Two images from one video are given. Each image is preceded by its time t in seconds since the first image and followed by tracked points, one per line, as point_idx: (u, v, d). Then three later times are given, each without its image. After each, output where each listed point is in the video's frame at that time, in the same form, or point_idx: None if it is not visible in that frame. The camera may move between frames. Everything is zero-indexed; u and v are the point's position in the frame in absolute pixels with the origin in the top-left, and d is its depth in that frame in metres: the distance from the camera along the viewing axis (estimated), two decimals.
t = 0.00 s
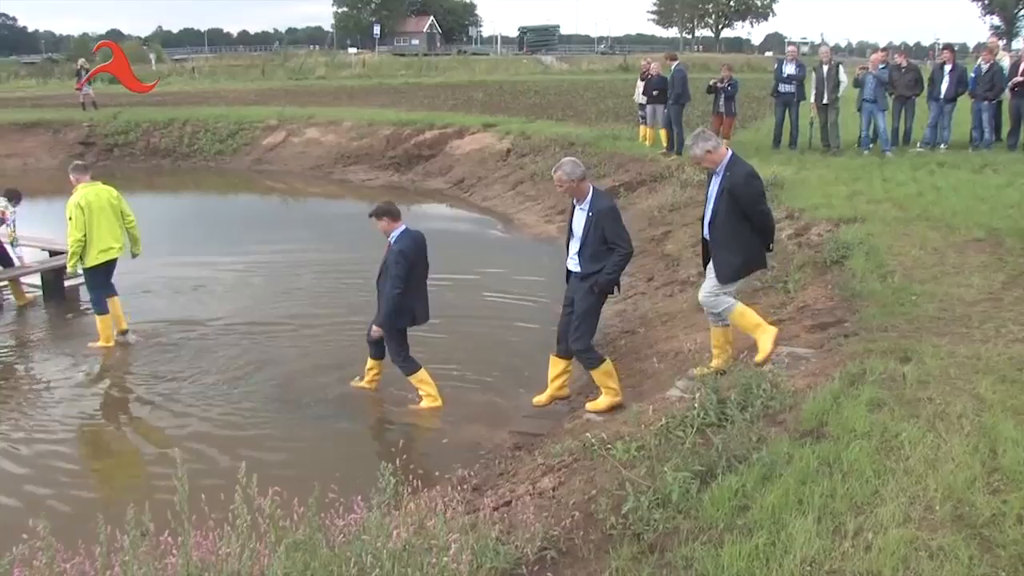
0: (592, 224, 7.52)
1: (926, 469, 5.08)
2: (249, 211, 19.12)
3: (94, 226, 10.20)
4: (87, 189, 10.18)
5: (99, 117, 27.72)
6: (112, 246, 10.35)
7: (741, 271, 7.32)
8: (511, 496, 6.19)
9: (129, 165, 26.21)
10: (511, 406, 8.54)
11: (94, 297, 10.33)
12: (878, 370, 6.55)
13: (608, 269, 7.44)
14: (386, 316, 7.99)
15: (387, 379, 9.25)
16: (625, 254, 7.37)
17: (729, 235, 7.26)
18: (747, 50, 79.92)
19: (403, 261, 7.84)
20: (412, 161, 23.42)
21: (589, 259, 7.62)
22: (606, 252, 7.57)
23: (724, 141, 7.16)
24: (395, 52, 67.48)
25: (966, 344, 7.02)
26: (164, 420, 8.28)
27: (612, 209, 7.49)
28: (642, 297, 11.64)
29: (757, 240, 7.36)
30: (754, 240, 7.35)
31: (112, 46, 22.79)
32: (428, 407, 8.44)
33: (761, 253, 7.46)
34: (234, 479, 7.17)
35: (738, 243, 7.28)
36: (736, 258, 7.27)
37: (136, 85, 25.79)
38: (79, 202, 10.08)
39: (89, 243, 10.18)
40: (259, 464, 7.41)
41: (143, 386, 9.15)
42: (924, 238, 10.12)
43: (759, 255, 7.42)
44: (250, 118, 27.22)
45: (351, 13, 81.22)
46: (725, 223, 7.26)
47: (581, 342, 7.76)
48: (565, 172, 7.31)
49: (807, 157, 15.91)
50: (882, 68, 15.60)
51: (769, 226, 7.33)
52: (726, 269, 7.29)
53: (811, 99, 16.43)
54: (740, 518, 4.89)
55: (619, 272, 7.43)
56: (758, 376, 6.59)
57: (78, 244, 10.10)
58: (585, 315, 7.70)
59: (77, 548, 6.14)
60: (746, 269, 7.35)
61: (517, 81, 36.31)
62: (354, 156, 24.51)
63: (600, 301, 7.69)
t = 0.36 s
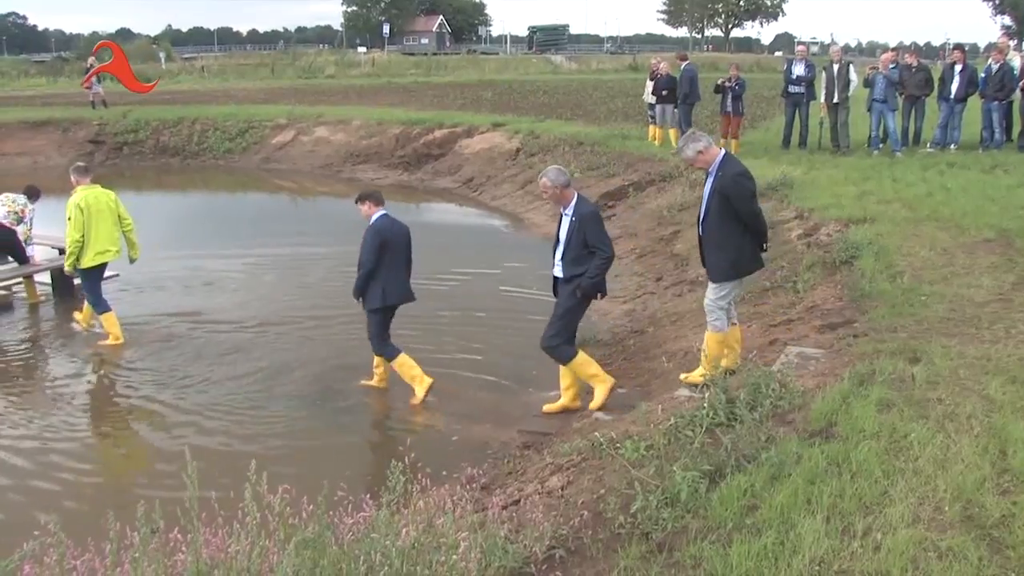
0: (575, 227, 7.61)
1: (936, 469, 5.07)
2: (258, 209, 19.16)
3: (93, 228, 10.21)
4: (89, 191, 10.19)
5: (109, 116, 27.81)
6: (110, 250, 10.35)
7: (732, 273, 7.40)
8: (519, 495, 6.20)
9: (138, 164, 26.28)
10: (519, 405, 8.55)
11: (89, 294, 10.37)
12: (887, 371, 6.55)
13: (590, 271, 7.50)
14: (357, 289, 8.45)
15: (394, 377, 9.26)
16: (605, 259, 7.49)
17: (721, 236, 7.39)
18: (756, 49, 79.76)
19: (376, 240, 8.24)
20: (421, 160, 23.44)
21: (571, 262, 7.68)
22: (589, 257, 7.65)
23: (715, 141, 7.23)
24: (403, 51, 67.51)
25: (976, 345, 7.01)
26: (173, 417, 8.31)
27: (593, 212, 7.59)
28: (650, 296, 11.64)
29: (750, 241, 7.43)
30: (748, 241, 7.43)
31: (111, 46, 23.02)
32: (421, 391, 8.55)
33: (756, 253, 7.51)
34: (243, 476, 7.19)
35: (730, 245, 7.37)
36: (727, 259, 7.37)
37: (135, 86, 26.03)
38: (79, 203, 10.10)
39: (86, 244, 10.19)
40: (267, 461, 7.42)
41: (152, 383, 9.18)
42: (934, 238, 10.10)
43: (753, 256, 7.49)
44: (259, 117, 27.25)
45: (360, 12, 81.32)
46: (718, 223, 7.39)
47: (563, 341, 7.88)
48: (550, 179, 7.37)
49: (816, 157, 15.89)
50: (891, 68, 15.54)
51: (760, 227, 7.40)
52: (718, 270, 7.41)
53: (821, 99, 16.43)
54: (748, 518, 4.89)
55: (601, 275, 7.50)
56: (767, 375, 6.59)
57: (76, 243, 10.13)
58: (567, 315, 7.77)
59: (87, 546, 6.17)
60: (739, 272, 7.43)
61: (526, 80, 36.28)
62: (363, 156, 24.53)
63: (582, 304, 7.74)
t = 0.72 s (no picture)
0: (562, 226, 7.65)
1: (943, 470, 5.06)
2: (265, 207, 19.19)
3: (83, 214, 10.61)
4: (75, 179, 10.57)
5: (116, 114, 27.89)
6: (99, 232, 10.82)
7: (720, 280, 7.46)
8: (525, 494, 6.20)
9: (145, 162, 26.33)
10: (526, 405, 8.56)
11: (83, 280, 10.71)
12: (894, 371, 6.54)
13: (574, 270, 7.55)
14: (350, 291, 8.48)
15: (401, 376, 9.28)
16: (590, 258, 7.50)
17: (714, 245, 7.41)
18: (763, 49, 79.64)
19: (365, 234, 8.37)
20: (428, 159, 23.45)
21: (557, 260, 7.75)
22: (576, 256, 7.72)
23: (711, 149, 7.32)
24: (410, 51, 67.50)
25: (983, 346, 6.99)
26: (181, 414, 8.33)
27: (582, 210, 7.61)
28: (657, 296, 11.64)
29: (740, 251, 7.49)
30: (739, 251, 7.48)
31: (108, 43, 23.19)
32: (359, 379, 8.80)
33: (744, 260, 7.56)
34: (249, 473, 7.21)
35: (719, 252, 7.42)
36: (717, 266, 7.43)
37: (135, 86, 26.27)
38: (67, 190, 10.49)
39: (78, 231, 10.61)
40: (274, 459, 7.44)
41: (159, 380, 9.21)
42: (941, 239, 10.08)
43: (741, 263, 7.54)
44: (267, 116, 27.29)
45: (367, 11, 81.37)
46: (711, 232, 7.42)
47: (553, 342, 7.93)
48: (542, 176, 7.45)
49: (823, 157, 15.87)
50: (899, 68, 15.55)
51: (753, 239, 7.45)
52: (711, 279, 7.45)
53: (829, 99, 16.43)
54: (754, 518, 4.89)
55: (586, 274, 7.53)
56: (773, 375, 6.59)
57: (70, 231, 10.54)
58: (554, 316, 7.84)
59: (94, 542, 6.19)
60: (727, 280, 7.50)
61: (533, 80, 36.25)
62: (370, 155, 24.55)
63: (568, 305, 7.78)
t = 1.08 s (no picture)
0: (556, 234, 7.66)
1: (951, 473, 5.05)
2: (272, 210, 19.23)
3: (81, 210, 10.97)
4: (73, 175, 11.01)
5: (124, 117, 27.97)
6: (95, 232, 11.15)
7: (711, 294, 7.50)
8: (533, 497, 6.21)
9: (153, 165, 26.40)
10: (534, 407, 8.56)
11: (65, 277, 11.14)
12: (902, 374, 6.52)
13: (565, 281, 7.60)
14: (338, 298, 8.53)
15: (408, 378, 9.29)
16: (580, 269, 7.54)
17: (706, 260, 7.42)
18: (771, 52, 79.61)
19: (346, 242, 8.38)
20: (435, 162, 23.48)
21: (550, 267, 7.77)
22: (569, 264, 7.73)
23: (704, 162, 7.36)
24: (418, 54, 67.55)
25: (991, 348, 6.97)
26: (189, 416, 8.35)
27: (575, 220, 7.61)
28: (664, 298, 11.64)
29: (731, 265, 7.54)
30: (730, 266, 7.53)
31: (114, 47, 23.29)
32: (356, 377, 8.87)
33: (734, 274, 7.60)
34: (257, 476, 7.22)
35: (710, 266, 7.44)
36: (710, 282, 7.46)
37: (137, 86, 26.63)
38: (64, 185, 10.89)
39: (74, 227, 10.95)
40: (281, 460, 7.46)
41: (167, 382, 9.23)
42: (949, 241, 10.07)
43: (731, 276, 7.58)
44: (274, 119, 27.33)
45: (374, 14, 81.52)
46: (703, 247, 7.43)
47: (548, 349, 7.91)
48: (538, 182, 7.45)
49: (830, 159, 15.87)
50: (907, 69, 15.47)
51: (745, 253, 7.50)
52: (704, 295, 7.49)
53: (837, 100, 16.37)
54: (762, 520, 4.89)
55: (576, 283, 7.59)
56: (781, 378, 6.58)
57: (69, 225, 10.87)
58: (549, 325, 7.86)
59: (103, 544, 6.21)
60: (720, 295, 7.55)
61: (541, 82, 36.25)
62: (377, 157, 24.58)
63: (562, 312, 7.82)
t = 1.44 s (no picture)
0: (548, 239, 7.67)
1: (961, 474, 5.04)
2: (281, 209, 19.26)
3: (76, 213, 10.98)
4: (69, 174, 11.04)
5: (133, 116, 28.02)
6: (91, 232, 11.12)
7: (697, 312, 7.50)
8: (541, 496, 6.21)
9: (162, 165, 26.45)
10: (543, 407, 8.54)
11: (61, 279, 11.55)
12: (912, 375, 6.51)
13: (558, 285, 7.61)
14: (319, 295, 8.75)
15: (417, 377, 9.30)
16: (574, 272, 7.55)
17: (694, 277, 7.44)
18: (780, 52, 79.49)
19: (329, 244, 8.55)
20: (444, 161, 23.49)
21: (542, 274, 7.78)
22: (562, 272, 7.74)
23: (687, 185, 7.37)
24: (426, 53, 67.56)
25: (1002, 349, 6.95)
26: (199, 414, 8.38)
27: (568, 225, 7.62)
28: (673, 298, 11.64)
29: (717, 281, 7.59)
30: (716, 282, 7.58)
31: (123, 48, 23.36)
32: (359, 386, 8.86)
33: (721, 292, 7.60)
34: (267, 474, 7.24)
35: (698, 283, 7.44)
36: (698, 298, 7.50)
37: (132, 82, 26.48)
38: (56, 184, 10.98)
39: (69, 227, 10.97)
40: (291, 459, 7.47)
41: (177, 380, 9.26)
42: (959, 241, 10.04)
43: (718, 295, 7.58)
44: (283, 118, 27.35)
45: (383, 13, 81.57)
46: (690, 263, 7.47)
47: (540, 357, 7.95)
48: (530, 187, 7.51)
49: (840, 159, 15.83)
50: (917, 69, 15.43)
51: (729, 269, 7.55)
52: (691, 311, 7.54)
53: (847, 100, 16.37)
54: (772, 520, 4.88)
55: (568, 288, 7.61)
56: (790, 378, 6.57)
57: (60, 224, 10.87)
58: (540, 330, 7.90)
59: (112, 541, 6.23)
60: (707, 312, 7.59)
61: (549, 82, 36.23)
62: (386, 157, 24.60)
63: (553, 317, 7.87)
